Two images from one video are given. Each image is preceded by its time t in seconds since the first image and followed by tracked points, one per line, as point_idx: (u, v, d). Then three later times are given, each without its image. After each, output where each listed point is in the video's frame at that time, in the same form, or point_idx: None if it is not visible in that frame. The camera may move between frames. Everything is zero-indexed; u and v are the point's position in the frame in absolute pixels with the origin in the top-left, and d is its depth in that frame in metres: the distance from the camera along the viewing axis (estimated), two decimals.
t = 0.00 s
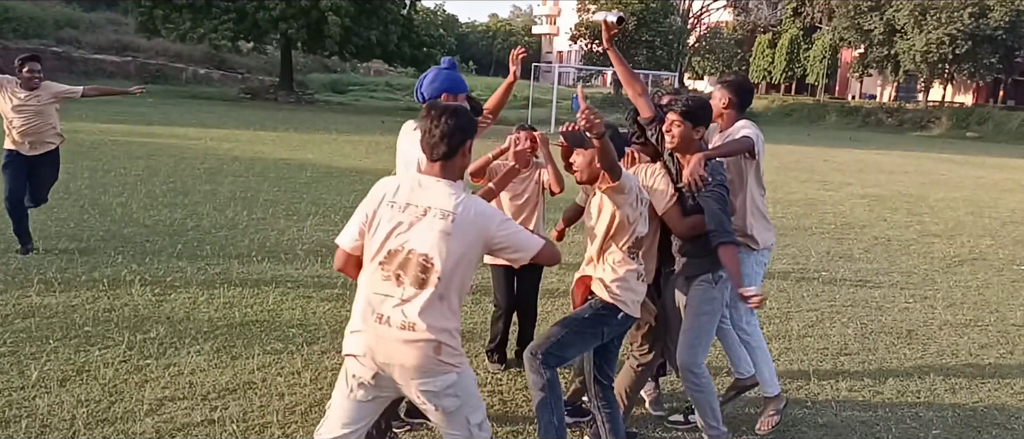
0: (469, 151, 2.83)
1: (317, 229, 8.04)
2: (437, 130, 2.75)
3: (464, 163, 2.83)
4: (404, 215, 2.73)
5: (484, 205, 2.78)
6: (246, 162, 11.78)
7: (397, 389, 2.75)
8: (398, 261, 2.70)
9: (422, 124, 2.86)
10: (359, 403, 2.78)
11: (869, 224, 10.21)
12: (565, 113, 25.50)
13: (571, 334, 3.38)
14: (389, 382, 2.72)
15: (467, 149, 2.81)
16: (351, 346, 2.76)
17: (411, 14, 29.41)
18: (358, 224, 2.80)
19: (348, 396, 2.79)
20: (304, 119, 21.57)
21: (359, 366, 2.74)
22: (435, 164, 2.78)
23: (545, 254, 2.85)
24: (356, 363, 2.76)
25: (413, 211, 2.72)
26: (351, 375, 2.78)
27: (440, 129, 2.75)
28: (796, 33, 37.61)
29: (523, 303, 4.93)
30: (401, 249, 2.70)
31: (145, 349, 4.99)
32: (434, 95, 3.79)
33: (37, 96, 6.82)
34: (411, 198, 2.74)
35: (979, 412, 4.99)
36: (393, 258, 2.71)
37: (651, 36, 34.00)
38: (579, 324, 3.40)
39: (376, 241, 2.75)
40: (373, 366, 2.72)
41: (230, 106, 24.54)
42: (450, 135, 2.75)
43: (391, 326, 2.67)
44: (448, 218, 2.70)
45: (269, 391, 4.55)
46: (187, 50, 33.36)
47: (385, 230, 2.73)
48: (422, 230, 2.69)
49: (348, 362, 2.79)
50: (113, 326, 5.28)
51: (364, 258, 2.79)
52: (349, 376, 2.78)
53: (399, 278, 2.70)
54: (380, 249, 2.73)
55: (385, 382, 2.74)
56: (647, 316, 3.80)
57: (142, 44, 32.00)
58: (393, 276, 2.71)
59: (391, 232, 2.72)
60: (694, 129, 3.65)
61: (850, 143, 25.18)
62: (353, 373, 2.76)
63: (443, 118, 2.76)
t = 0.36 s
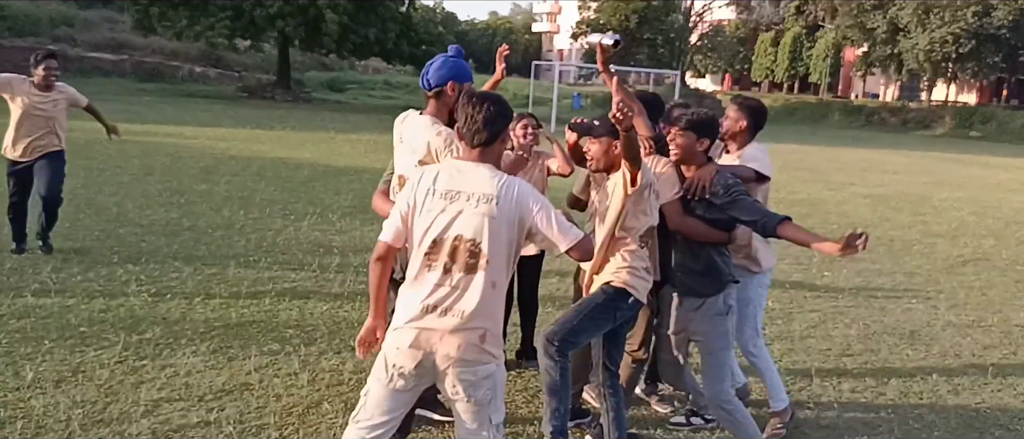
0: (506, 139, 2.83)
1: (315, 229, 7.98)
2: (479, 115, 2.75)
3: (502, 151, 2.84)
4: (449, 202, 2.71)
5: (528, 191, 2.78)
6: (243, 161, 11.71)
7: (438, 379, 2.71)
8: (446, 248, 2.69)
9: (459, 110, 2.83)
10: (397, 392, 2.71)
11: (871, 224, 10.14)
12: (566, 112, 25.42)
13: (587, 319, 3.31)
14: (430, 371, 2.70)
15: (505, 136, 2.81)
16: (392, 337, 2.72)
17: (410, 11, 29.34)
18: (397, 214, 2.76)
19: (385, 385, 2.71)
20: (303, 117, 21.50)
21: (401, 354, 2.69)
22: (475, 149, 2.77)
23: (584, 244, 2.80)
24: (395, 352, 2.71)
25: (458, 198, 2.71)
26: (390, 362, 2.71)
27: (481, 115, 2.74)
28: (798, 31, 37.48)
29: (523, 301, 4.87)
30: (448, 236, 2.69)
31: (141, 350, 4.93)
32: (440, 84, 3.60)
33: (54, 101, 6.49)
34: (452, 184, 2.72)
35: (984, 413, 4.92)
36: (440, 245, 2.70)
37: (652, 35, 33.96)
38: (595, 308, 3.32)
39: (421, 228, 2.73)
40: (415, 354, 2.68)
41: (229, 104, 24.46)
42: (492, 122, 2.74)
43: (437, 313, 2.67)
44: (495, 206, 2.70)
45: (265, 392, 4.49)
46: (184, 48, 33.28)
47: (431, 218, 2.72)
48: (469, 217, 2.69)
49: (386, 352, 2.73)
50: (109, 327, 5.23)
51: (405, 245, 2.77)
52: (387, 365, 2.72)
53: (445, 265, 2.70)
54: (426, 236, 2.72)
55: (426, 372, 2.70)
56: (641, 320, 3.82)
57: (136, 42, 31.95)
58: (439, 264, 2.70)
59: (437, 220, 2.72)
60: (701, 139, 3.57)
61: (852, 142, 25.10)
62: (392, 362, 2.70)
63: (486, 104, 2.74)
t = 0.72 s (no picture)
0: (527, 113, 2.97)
1: (314, 229, 8.03)
2: (502, 93, 2.88)
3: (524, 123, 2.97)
4: (478, 171, 2.85)
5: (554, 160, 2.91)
6: (243, 162, 11.76)
7: (473, 345, 2.90)
8: (478, 216, 2.84)
9: (480, 89, 2.98)
10: (436, 359, 2.92)
11: (869, 225, 10.21)
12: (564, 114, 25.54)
13: (585, 328, 3.36)
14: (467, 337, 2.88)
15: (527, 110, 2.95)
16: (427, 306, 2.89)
17: (410, 13, 29.43)
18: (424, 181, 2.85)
19: (425, 352, 2.92)
20: (302, 118, 21.55)
21: (437, 325, 2.88)
22: (500, 122, 2.91)
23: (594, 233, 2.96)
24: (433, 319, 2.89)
25: (488, 168, 2.85)
26: (426, 334, 2.91)
27: (503, 93, 2.87)
28: (795, 34, 37.57)
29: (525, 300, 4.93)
30: (480, 206, 2.84)
31: (141, 349, 4.97)
32: (442, 117, 3.27)
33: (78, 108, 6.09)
34: (482, 155, 2.86)
35: (979, 412, 4.97)
36: (473, 215, 2.85)
37: (650, 37, 34.14)
38: (593, 318, 3.37)
39: (451, 197, 2.86)
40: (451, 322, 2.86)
41: (228, 105, 24.52)
42: (514, 99, 2.89)
43: (471, 282, 2.84)
44: (523, 176, 2.84)
45: (266, 391, 4.54)
46: (185, 49, 33.38)
47: (459, 188, 2.86)
48: (501, 185, 2.84)
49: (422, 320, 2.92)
50: (110, 326, 5.27)
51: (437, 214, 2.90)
52: (424, 332, 2.90)
53: (477, 234, 2.85)
54: (457, 207, 2.86)
55: (461, 337, 2.88)
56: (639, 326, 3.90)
57: (138, 43, 32.06)
58: (473, 233, 2.85)
59: (468, 191, 2.85)
60: (700, 116, 3.69)
61: (850, 144, 25.18)
62: (430, 330, 2.89)
63: (509, 81, 2.88)
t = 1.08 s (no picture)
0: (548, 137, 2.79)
1: (312, 229, 7.94)
2: (521, 118, 2.69)
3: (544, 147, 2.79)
4: (498, 198, 2.68)
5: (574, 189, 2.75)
6: (240, 161, 11.66)
7: (493, 373, 2.73)
8: (496, 244, 2.67)
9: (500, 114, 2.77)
10: (454, 392, 2.75)
11: (873, 225, 10.11)
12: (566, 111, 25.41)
13: (596, 339, 3.29)
14: (485, 369, 2.72)
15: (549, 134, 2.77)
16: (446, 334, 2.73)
17: (409, 10, 29.29)
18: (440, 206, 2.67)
19: (443, 384, 2.76)
20: (301, 117, 21.43)
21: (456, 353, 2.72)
22: (519, 148, 2.73)
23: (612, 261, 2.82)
24: (450, 350, 2.73)
25: (507, 194, 2.68)
26: (445, 366, 2.75)
27: (525, 119, 2.68)
28: (800, 31, 37.44)
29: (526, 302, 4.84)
30: (498, 234, 2.67)
31: (138, 351, 4.88)
32: (454, 88, 3.35)
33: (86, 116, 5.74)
34: (501, 181, 2.69)
35: (986, 414, 4.88)
36: (491, 244, 2.68)
37: (653, 33, 34.01)
38: (599, 326, 3.29)
39: (468, 226, 2.69)
40: (469, 354, 2.70)
41: (226, 103, 24.39)
42: (538, 124, 2.70)
43: (489, 313, 2.68)
44: (544, 203, 2.68)
45: (263, 394, 4.44)
46: (182, 47, 33.26)
47: (478, 215, 2.68)
48: (521, 213, 2.67)
49: (440, 349, 2.75)
50: (106, 328, 5.18)
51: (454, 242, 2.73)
52: (442, 364, 2.75)
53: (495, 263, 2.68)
54: (475, 235, 2.68)
55: (478, 370, 2.72)
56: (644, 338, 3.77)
57: (133, 40, 31.95)
58: (490, 261, 2.68)
59: (486, 217, 2.68)
60: (694, 117, 3.53)
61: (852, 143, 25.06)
62: (448, 361, 2.73)
63: (529, 104, 2.69)
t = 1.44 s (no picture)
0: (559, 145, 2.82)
1: (312, 229, 7.94)
2: (532, 127, 2.72)
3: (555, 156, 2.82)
4: (512, 207, 2.72)
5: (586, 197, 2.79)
6: (240, 161, 11.65)
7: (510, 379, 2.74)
8: (512, 253, 2.70)
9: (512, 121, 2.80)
10: (472, 399, 2.76)
11: (873, 225, 10.11)
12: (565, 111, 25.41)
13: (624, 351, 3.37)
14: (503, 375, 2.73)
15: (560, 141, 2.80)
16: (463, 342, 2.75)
17: (409, 10, 29.27)
18: (451, 216, 2.75)
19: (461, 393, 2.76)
20: (300, 117, 21.43)
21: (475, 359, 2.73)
22: (532, 157, 2.76)
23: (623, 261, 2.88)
24: (468, 360, 2.74)
25: (521, 203, 2.71)
26: (463, 374, 2.76)
27: (538, 125, 2.71)
28: (799, 31, 37.40)
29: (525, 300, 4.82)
30: (514, 243, 2.70)
31: (137, 350, 4.88)
32: (463, 94, 3.33)
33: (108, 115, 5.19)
34: (515, 190, 2.72)
35: (985, 414, 4.87)
36: (507, 252, 2.70)
37: (652, 33, 33.95)
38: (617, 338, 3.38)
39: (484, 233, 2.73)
40: (487, 362, 2.72)
41: (225, 103, 24.38)
42: (549, 131, 2.73)
43: (507, 321, 2.69)
44: (558, 212, 2.71)
45: (261, 394, 4.44)
46: (182, 47, 33.26)
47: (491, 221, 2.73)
48: (536, 221, 2.70)
49: (458, 358, 2.77)
50: (106, 327, 5.18)
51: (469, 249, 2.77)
52: (460, 374, 2.76)
53: (511, 271, 2.70)
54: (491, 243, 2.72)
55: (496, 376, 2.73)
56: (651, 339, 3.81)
57: (134, 40, 31.94)
58: (506, 270, 2.70)
59: (500, 225, 2.72)
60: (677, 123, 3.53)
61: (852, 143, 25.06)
62: (467, 369, 2.74)
63: (540, 112, 2.72)
